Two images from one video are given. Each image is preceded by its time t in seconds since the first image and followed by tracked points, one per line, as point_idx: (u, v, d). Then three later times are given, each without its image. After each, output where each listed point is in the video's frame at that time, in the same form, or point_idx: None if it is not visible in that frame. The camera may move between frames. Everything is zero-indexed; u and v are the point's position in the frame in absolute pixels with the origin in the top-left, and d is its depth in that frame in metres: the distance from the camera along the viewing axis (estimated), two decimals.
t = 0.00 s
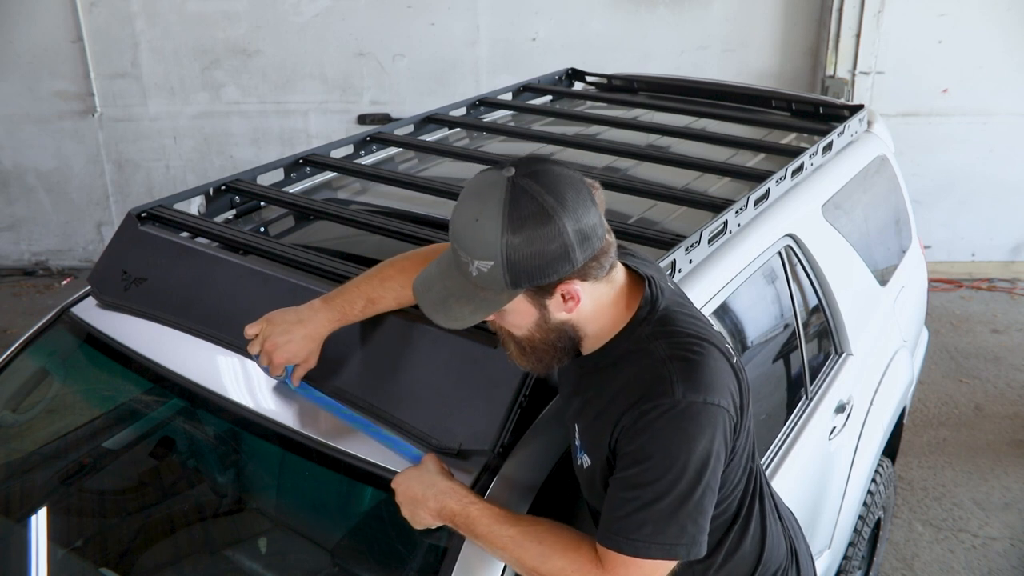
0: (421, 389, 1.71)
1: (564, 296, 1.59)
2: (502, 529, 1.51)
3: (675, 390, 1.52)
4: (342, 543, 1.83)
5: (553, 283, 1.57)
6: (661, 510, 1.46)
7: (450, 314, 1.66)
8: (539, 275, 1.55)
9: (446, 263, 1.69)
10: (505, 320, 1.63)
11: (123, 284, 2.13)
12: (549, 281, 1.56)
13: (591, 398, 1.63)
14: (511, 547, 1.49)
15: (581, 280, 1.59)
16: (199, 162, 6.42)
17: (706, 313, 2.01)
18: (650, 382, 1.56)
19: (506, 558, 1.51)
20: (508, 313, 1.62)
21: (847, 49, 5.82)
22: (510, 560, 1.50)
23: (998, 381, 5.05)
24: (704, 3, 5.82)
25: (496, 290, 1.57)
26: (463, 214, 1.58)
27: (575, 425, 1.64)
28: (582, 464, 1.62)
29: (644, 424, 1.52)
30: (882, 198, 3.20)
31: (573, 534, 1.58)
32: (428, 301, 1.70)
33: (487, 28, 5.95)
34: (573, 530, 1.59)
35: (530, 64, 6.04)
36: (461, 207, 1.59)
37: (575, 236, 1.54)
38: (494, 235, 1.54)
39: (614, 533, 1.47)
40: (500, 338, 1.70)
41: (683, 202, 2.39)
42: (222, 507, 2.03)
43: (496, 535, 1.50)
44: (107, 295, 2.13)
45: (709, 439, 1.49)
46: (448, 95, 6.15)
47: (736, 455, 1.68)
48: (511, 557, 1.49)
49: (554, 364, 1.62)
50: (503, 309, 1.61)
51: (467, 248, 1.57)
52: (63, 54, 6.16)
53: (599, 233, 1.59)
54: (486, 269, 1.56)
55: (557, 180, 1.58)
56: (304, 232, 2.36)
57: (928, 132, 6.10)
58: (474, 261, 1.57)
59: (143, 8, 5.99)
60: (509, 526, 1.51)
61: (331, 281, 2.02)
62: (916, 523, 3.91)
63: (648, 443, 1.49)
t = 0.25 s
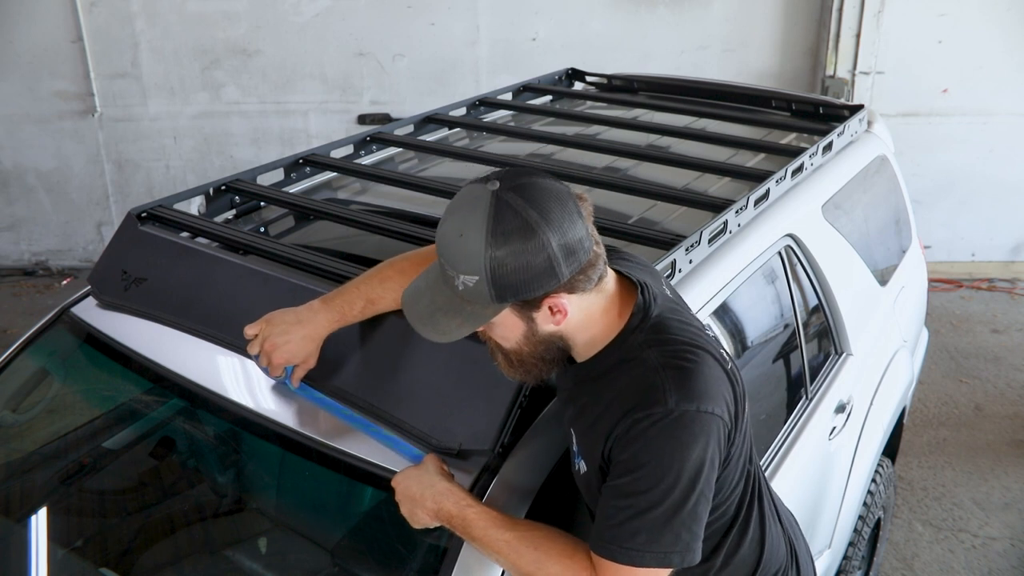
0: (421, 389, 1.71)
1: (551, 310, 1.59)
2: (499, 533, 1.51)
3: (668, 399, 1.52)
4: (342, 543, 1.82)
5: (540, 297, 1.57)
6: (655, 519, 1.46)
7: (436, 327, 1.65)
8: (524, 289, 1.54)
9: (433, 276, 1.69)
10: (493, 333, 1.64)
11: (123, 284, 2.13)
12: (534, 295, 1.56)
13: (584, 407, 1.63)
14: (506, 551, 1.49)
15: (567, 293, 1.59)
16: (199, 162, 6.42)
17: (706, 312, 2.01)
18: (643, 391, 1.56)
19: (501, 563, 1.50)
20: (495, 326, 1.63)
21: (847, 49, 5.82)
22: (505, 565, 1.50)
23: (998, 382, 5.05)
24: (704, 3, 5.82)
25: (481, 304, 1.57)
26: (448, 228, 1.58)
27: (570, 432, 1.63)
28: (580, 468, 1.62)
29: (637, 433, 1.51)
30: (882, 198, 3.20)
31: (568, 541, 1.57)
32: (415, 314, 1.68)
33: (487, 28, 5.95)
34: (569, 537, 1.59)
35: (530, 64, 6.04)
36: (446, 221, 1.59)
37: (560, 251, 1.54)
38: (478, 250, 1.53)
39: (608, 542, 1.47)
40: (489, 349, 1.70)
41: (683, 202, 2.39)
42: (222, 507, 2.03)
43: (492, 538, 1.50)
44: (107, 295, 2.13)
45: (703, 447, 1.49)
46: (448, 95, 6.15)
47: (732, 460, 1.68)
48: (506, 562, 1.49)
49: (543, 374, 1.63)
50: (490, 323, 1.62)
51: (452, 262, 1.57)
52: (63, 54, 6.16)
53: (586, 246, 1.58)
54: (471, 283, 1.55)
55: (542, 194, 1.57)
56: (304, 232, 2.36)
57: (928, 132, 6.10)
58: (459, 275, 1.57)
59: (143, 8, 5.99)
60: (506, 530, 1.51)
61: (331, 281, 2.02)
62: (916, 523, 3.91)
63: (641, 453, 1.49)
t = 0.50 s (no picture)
0: (420, 389, 1.71)
1: (546, 313, 1.59)
2: (498, 534, 1.51)
3: (665, 401, 1.52)
4: (342, 543, 1.82)
5: (534, 301, 1.57)
6: (653, 521, 1.46)
7: (431, 331, 1.65)
8: (518, 293, 1.55)
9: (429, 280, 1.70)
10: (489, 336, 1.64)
11: (123, 283, 2.13)
12: (528, 299, 1.56)
13: (583, 409, 1.62)
14: (505, 553, 1.49)
15: (562, 296, 1.59)
16: (199, 162, 6.42)
17: (706, 312, 2.01)
18: (640, 393, 1.56)
19: (501, 564, 1.50)
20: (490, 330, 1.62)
21: (847, 49, 5.82)
22: (505, 566, 1.50)
23: (997, 382, 5.05)
24: (704, 2, 5.82)
25: (476, 309, 1.57)
26: (443, 233, 1.58)
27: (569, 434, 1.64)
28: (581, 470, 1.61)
29: (633, 435, 1.51)
30: (882, 198, 3.20)
31: (567, 541, 1.57)
32: (410, 316, 1.68)
33: (487, 28, 5.95)
34: (568, 538, 1.59)
35: (530, 64, 6.04)
36: (440, 225, 1.60)
37: (554, 255, 1.55)
38: (471, 255, 1.54)
39: (607, 544, 1.48)
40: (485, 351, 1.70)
41: (683, 202, 2.39)
42: (222, 507, 2.03)
43: (492, 540, 1.50)
44: (107, 295, 2.13)
45: (701, 450, 1.49)
46: (448, 95, 6.15)
47: (730, 461, 1.67)
48: (506, 563, 1.49)
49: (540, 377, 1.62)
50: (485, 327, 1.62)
51: (446, 267, 1.58)
52: (63, 54, 6.16)
53: (580, 250, 1.59)
54: (465, 288, 1.56)
55: (536, 199, 1.58)
56: (304, 232, 2.36)
57: (927, 132, 6.10)
58: (454, 280, 1.57)
59: (143, 8, 5.99)
60: (505, 532, 1.51)
61: (332, 280, 2.02)
62: (916, 523, 3.91)
63: (639, 455, 1.49)
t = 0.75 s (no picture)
0: (420, 389, 1.71)
1: (551, 302, 1.60)
2: (499, 531, 1.51)
3: (668, 395, 1.52)
4: (342, 543, 1.82)
5: (539, 290, 1.57)
6: (656, 515, 1.46)
7: (436, 321, 1.65)
8: (524, 281, 1.55)
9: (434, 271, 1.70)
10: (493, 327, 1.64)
11: (123, 283, 2.13)
12: (534, 288, 1.56)
13: (586, 404, 1.62)
14: (507, 551, 1.49)
15: (567, 286, 1.59)
16: (199, 162, 6.42)
17: (706, 313, 2.01)
18: (644, 388, 1.56)
19: (502, 561, 1.51)
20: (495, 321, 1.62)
21: (847, 49, 5.82)
22: (506, 564, 1.50)
23: (997, 382, 5.05)
24: (704, 2, 5.82)
25: (481, 297, 1.57)
26: (449, 222, 1.58)
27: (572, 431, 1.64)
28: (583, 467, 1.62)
29: (637, 429, 1.51)
30: (882, 198, 3.20)
31: (568, 537, 1.58)
32: (415, 308, 1.68)
33: (487, 28, 5.95)
34: (570, 534, 1.59)
35: (530, 64, 6.04)
36: (446, 214, 1.60)
37: (560, 243, 1.55)
38: (477, 242, 1.54)
39: (609, 538, 1.48)
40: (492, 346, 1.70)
41: (683, 202, 2.39)
42: (222, 507, 2.03)
43: (493, 538, 1.50)
44: (107, 295, 2.13)
45: (704, 443, 1.49)
46: (448, 95, 6.15)
47: (732, 457, 1.68)
48: (507, 561, 1.49)
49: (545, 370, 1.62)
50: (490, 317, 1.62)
51: (452, 255, 1.58)
52: (63, 54, 6.16)
53: (585, 239, 1.59)
54: (471, 276, 1.56)
55: (541, 188, 1.58)
56: (304, 232, 2.36)
57: (928, 132, 6.10)
58: (460, 268, 1.58)
59: (143, 8, 5.98)
60: (506, 529, 1.51)
61: (332, 280, 2.02)
62: (916, 523, 3.91)
63: (642, 449, 1.49)
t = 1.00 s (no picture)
0: (421, 389, 1.71)
1: (564, 284, 1.60)
2: (501, 524, 1.51)
3: (680, 383, 1.52)
4: (342, 543, 1.82)
5: (553, 270, 1.57)
6: (666, 503, 1.46)
7: (451, 300, 1.66)
8: (540, 259, 1.55)
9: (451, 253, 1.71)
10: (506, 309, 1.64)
11: (123, 284, 2.13)
12: (548, 267, 1.56)
13: (597, 394, 1.63)
14: (511, 544, 1.49)
15: (581, 268, 1.60)
16: (199, 162, 6.42)
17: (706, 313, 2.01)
18: (655, 376, 1.56)
19: (505, 555, 1.50)
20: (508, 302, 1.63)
21: (847, 49, 5.82)
22: (510, 556, 1.50)
23: (998, 381, 5.05)
24: (704, 2, 5.82)
25: (497, 274, 1.58)
26: (468, 200, 1.60)
27: (579, 424, 1.64)
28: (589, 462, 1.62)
29: (648, 417, 1.52)
30: (882, 198, 3.20)
31: (571, 528, 1.58)
32: (430, 290, 1.70)
33: (487, 28, 5.95)
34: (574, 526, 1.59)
35: (530, 64, 6.05)
36: (465, 193, 1.61)
37: (577, 222, 1.55)
38: (496, 219, 1.55)
39: (617, 526, 1.47)
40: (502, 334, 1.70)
41: (684, 202, 2.39)
42: (222, 507, 2.03)
43: (496, 531, 1.50)
44: (107, 295, 2.13)
45: (716, 431, 1.49)
46: (448, 95, 6.15)
47: (740, 450, 1.68)
48: (511, 554, 1.49)
49: (555, 356, 1.60)
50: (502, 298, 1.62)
51: (470, 233, 1.59)
52: (63, 54, 6.16)
53: (600, 222, 1.59)
54: (486, 253, 1.57)
55: (559, 168, 1.59)
56: (304, 232, 2.36)
57: (928, 132, 6.10)
58: (477, 246, 1.58)
59: (143, 8, 5.99)
60: (508, 522, 1.50)
61: (331, 280, 2.02)
62: (916, 523, 3.91)
63: (653, 437, 1.49)
